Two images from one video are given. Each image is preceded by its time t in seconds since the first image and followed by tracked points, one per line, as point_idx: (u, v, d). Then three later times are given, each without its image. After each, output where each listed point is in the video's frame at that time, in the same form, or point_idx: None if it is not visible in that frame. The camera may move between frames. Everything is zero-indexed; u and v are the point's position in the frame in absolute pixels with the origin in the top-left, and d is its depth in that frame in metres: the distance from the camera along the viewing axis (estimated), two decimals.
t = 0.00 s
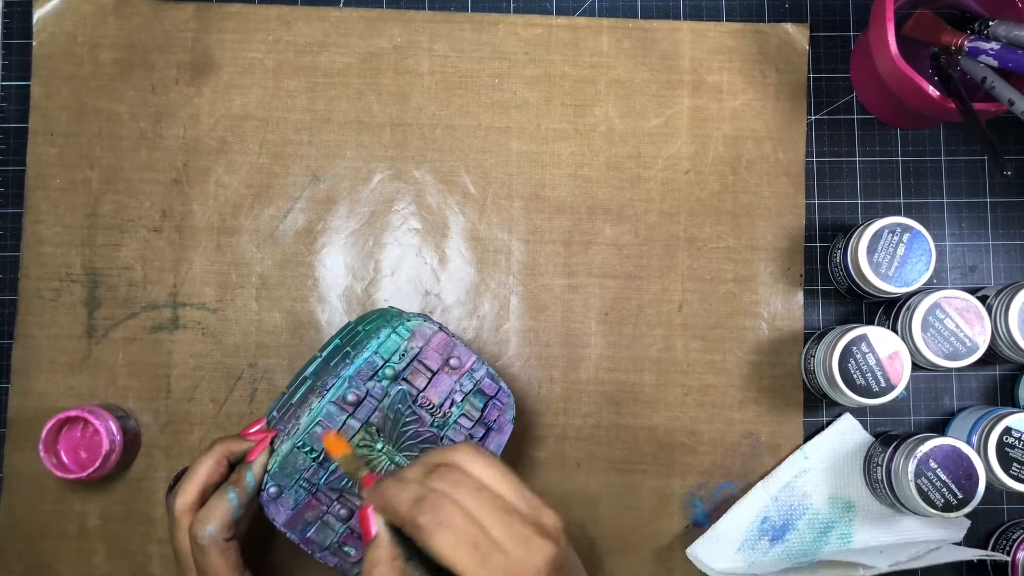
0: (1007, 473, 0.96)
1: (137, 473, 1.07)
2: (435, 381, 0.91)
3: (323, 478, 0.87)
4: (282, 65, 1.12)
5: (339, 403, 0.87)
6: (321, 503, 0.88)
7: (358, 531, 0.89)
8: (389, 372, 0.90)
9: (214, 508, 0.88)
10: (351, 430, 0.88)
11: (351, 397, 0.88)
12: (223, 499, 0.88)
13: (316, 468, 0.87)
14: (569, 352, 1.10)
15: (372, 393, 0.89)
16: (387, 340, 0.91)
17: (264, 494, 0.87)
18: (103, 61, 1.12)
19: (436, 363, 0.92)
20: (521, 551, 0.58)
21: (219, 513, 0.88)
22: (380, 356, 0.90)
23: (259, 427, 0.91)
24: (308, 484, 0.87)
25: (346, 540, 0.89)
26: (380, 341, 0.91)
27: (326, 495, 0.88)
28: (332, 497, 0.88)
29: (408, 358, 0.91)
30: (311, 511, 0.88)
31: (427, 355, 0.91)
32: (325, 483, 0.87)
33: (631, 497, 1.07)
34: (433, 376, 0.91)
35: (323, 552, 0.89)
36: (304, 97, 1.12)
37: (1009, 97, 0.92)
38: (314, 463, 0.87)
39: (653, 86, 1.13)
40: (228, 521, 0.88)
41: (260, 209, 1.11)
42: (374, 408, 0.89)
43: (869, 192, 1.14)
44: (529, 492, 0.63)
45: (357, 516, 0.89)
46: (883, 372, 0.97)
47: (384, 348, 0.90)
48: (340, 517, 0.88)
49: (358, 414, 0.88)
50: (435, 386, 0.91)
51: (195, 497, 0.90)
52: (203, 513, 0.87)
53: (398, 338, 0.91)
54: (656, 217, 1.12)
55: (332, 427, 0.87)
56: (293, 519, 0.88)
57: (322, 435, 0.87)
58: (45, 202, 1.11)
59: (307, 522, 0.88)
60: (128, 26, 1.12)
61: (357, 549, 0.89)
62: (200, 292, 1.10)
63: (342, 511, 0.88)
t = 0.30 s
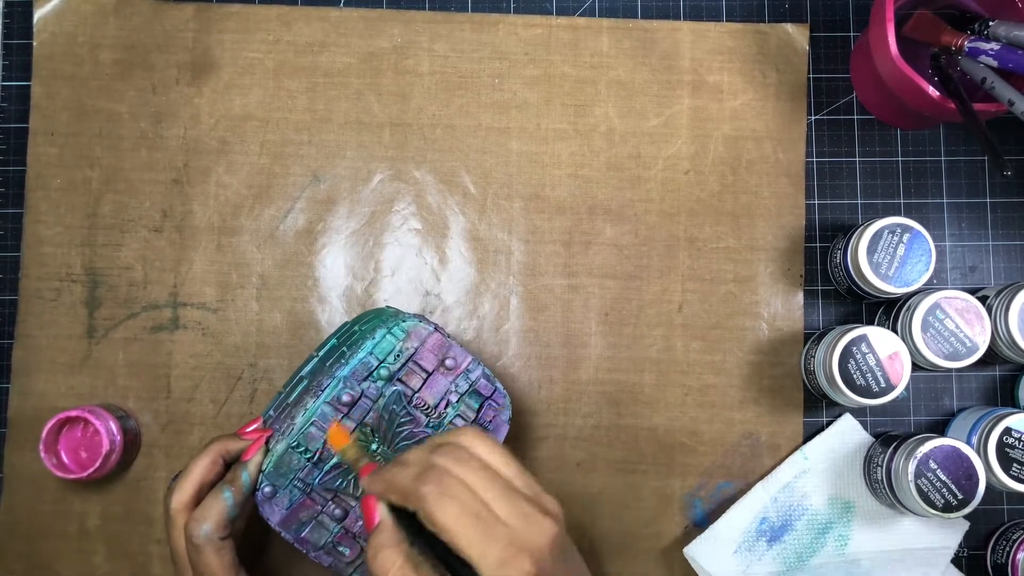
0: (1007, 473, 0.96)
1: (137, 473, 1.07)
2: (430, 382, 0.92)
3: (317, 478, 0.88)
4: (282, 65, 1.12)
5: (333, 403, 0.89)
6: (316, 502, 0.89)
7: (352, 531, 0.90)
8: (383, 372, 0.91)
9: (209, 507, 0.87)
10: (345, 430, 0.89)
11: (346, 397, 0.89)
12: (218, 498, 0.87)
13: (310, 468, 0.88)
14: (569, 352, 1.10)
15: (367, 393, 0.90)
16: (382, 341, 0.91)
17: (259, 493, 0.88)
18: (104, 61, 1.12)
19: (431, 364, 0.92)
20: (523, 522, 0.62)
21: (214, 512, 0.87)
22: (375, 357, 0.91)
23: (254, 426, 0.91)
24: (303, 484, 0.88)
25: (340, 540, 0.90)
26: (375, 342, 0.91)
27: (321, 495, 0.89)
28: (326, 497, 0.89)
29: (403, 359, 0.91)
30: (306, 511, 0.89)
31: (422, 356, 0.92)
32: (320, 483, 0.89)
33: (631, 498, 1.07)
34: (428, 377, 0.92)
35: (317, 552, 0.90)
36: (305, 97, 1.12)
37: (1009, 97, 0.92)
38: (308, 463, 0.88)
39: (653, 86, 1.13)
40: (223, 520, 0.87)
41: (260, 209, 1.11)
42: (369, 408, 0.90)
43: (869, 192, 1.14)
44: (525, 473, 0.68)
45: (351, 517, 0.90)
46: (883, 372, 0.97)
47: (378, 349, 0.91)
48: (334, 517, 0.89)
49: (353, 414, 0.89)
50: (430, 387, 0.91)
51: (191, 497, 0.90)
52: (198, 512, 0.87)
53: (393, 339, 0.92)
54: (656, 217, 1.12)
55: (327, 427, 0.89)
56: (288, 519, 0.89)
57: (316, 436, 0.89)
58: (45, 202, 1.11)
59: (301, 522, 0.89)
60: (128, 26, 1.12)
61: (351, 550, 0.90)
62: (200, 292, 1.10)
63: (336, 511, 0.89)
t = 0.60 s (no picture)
0: (1007, 473, 0.96)
1: (137, 473, 1.07)
2: (434, 384, 0.91)
3: (320, 479, 0.88)
4: (282, 65, 1.12)
5: (337, 404, 0.88)
6: (319, 503, 0.89)
7: (355, 532, 0.90)
8: (387, 373, 0.90)
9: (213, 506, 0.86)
10: (349, 431, 0.88)
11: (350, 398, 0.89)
12: (221, 497, 0.86)
13: (313, 468, 0.88)
14: (569, 353, 1.10)
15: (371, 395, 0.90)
16: (386, 342, 0.92)
17: (262, 493, 0.87)
18: (103, 62, 1.12)
19: (435, 365, 0.92)
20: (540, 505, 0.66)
21: (217, 512, 0.86)
22: (380, 358, 0.91)
23: (258, 426, 0.91)
24: (306, 485, 0.88)
25: (343, 540, 0.90)
26: (380, 343, 0.91)
27: (323, 496, 0.89)
28: (329, 497, 0.89)
29: (408, 360, 0.91)
30: (309, 511, 0.88)
31: (427, 357, 0.92)
32: (323, 484, 0.88)
33: (631, 497, 1.07)
34: (432, 379, 0.91)
35: (319, 553, 0.90)
36: (305, 97, 1.12)
37: (1009, 97, 0.92)
38: (311, 463, 0.88)
39: (654, 86, 1.13)
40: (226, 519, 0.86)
41: (261, 209, 1.11)
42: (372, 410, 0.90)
43: (869, 192, 1.14)
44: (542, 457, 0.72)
45: (354, 517, 0.90)
46: (883, 372, 0.97)
47: (383, 350, 0.91)
48: (337, 518, 0.89)
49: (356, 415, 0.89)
50: (434, 389, 0.91)
51: (193, 498, 0.89)
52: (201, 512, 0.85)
53: (397, 341, 0.92)
54: (656, 218, 1.12)
55: (330, 427, 0.88)
56: (291, 519, 0.88)
57: (320, 436, 0.88)
58: (45, 202, 1.11)
59: (304, 523, 0.88)
60: (128, 26, 1.12)
61: (353, 550, 0.90)
62: (200, 292, 1.10)
63: (339, 512, 0.89)
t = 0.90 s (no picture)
0: (1007, 473, 0.96)
1: (137, 473, 1.07)
2: (445, 387, 0.87)
3: (322, 469, 0.85)
4: (282, 65, 1.12)
5: (347, 397, 0.85)
6: (318, 494, 0.86)
7: (352, 527, 0.87)
8: (399, 372, 0.86)
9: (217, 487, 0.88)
10: (356, 425, 0.86)
11: (359, 393, 0.86)
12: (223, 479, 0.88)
13: (317, 457, 0.85)
14: (569, 352, 1.10)
15: (382, 390, 0.86)
16: (401, 341, 0.87)
17: (264, 478, 0.85)
18: (104, 61, 1.12)
19: (448, 369, 0.87)
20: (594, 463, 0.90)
21: (218, 493, 0.88)
22: (393, 356, 0.87)
23: (267, 413, 0.92)
24: (308, 474, 0.85)
25: (338, 535, 0.86)
26: (395, 341, 0.87)
27: (324, 487, 0.86)
28: (330, 489, 0.86)
29: (421, 361, 0.87)
30: (308, 501, 0.86)
31: (440, 360, 0.87)
32: (325, 474, 0.86)
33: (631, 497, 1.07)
34: (444, 383, 0.87)
35: (314, 544, 0.86)
36: (305, 97, 1.12)
37: (1009, 97, 0.92)
38: (316, 452, 0.85)
39: (654, 86, 1.13)
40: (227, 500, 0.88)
41: (261, 209, 1.11)
42: (381, 406, 0.86)
43: (869, 192, 1.14)
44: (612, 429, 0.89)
45: (352, 511, 0.86)
46: (883, 372, 0.97)
47: (397, 348, 0.87)
48: (335, 511, 0.86)
49: (364, 411, 0.86)
50: (444, 392, 0.87)
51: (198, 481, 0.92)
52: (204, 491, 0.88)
53: (413, 340, 0.87)
54: (656, 217, 1.12)
55: (338, 420, 0.85)
56: (289, 508, 0.85)
57: (327, 426, 0.86)
58: (45, 202, 1.11)
59: (301, 512, 0.85)
60: (128, 26, 1.12)
61: (348, 546, 0.87)
62: (200, 292, 1.10)
63: (338, 505, 0.86)
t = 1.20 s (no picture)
0: (1007, 473, 0.96)
1: (137, 473, 1.07)
2: (470, 376, 0.86)
3: (329, 392, 0.85)
4: (282, 65, 1.12)
5: (379, 339, 0.86)
6: (316, 413, 0.85)
7: (329, 459, 0.85)
8: (436, 341, 0.86)
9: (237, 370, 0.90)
10: (376, 368, 0.85)
11: (392, 341, 0.85)
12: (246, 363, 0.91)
13: (329, 379, 0.85)
14: (569, 353, 1.10)
15: (411, 349, 0.86)
16: (448, 315, 0.88)
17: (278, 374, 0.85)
18: (104, 62, 1.12)
19: (480, 360, 0.87)
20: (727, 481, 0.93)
21: (237, 376, 0.90)
22: (435, 324, 0.87)
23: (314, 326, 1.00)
24: (315, 390, 0.85)
25: (314, 460, 0.85)
26: (443, 312, 0.88)
27: (324, 409, 0.85)
28: (327, 414, 0.85)
29: (459, 341, 0.87)
30: (303, 415, 0.85)
31: (476, 349, 0.87)
32: (330, 399, 0.85)
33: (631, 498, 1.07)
34: (469, 370, 0.87)
35: (290, 456, 0.85)
36: (305, 97, 1.12)
37: (1009, 97, 0.92)
38: (330, 373, 0.85)
39: (654, 86, 1.13)
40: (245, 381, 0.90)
41: (261, 209, 1.11)
42: (405, 363, 0.86)
43: (869, 192, 1.14)
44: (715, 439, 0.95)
45: (337, 447, 0.85)
46: (883, 372, 0.97)
47: (442, 319, 0.87)
48: (322, 437, 0.85)
49: (391, 359, 0.86)
50: (466, 380, 0.86)
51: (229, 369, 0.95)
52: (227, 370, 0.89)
53: (459, 318, 0.88)
54: (656, 218, 1.12)
55: (362, 354, 0.85)
56: (286, 412, 0.85)
57: (351, 356, 0.86)
58: (45, 202, 1.11)
59: (294, 422, 0.84)
60: (128, 26, 1.12)
61: (319, 475, 0.85)
62: (200, 292, 1.10)
63: (327, 433, 0.84)
